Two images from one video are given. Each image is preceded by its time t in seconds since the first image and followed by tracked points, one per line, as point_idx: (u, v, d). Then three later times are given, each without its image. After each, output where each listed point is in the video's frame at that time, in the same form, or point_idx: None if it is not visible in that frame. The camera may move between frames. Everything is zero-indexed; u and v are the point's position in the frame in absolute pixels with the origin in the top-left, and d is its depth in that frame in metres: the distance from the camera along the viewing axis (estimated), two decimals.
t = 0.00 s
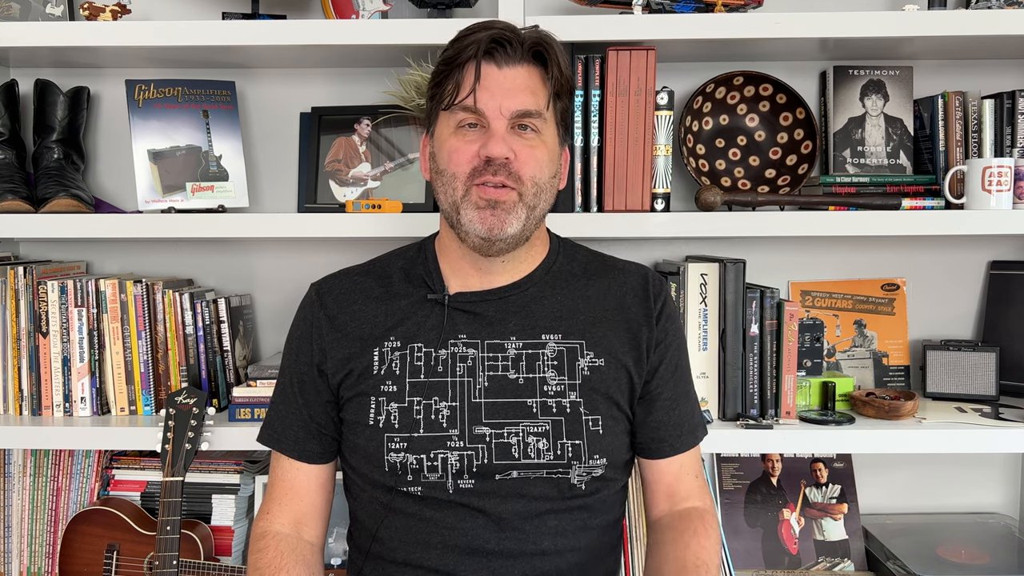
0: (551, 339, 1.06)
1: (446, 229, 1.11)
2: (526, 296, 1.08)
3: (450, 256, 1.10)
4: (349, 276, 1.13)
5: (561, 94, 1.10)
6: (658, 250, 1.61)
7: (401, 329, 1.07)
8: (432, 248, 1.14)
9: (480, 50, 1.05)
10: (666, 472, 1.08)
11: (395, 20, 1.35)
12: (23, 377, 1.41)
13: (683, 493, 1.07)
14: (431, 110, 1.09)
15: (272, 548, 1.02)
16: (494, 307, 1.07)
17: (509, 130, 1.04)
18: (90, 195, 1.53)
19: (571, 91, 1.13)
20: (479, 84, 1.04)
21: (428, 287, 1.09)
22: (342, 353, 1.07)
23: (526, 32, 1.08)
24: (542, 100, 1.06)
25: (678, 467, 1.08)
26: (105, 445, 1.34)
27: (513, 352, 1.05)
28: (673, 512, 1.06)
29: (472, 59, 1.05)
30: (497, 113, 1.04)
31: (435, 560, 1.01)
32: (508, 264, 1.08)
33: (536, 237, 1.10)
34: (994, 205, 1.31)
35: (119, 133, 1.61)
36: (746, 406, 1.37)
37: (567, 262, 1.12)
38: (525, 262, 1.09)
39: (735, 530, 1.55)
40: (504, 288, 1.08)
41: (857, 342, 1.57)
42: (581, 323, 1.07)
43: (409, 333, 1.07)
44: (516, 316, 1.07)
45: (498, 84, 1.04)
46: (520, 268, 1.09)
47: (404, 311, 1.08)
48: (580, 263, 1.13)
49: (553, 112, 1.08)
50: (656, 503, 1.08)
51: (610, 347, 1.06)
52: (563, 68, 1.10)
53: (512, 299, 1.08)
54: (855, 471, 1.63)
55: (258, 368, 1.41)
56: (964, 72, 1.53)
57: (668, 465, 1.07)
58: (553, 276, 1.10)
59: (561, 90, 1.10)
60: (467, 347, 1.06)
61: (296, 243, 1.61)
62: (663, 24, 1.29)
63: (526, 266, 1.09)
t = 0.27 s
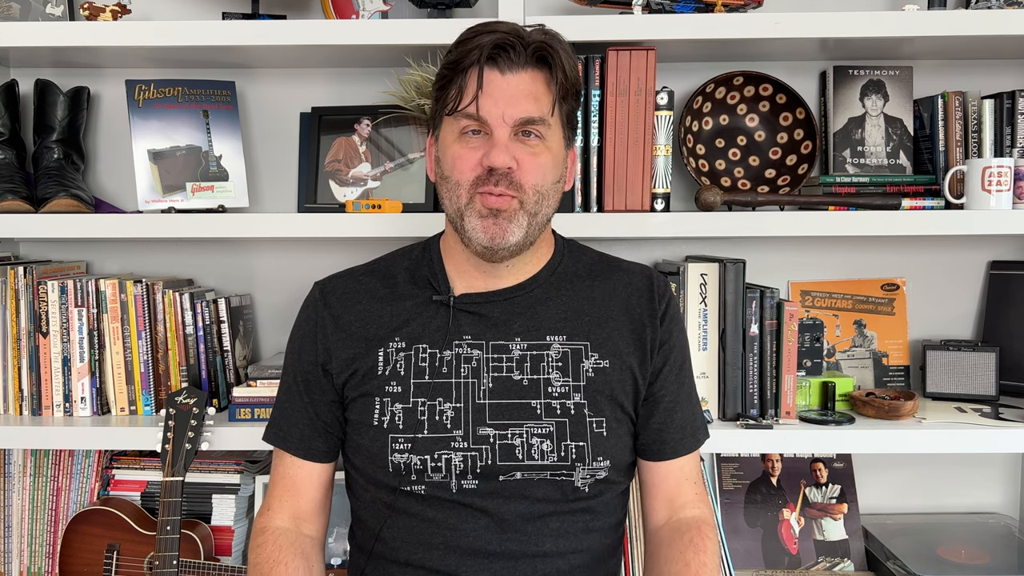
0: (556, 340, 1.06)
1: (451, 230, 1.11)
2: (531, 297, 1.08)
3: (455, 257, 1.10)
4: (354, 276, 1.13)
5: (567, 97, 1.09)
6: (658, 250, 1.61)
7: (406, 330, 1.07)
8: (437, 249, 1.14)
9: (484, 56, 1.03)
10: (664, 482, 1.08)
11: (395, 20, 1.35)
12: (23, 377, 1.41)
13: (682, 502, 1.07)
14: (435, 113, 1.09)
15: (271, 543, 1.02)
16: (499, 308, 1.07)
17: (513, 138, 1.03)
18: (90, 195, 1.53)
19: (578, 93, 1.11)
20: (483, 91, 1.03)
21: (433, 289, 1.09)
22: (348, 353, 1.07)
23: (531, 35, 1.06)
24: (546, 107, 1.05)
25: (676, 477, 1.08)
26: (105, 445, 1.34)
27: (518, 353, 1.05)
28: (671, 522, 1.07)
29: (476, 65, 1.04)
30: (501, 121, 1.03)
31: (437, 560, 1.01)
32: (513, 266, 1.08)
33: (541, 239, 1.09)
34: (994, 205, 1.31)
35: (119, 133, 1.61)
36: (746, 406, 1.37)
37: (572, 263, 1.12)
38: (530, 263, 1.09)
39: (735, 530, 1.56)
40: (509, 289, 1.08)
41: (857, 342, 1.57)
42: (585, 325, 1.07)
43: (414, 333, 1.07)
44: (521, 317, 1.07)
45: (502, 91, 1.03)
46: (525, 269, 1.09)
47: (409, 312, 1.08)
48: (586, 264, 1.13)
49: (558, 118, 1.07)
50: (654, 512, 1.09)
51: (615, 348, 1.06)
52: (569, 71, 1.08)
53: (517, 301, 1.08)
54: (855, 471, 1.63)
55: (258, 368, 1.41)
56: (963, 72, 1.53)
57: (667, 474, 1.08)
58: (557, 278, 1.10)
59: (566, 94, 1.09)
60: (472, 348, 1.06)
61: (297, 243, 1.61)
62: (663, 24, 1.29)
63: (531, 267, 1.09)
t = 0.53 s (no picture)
0: (558, 341, 1.06)
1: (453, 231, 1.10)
2: (534, 298, 1.08)
3: (458, 258, 1.10)
4: (357, 275, 1.12)
5: (561, 105, 1.06)
6: (658, 250, 1.61)
7: (408, 330, 1.07)
8: (441, 249, 1.13)
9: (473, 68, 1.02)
10: (665, 482, 1.08)
11: (395, 19, 1.35)
12: (23, 377, 1.41)
13: (682, 502, 1.07)
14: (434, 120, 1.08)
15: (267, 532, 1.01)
16: (501, 309, 1.07)
17: (501, 151, 1.01)
18: (90, 195, 1.53)
19: (574, 99, 1.08)
20: (472, 103, 1.01)
21: (435, 289, 1.09)
22: (350, 353, 1.06)
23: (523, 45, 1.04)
24: (536, 118, 1.02)
25: (677, 478, 1.08)
26: (105, 445, 1.34)
27: (520, 354, 1.05)
28: (671, 522, 1.06)
29: (466, 76, 1.02)
30: (487, 134, 1.01)
31: (438, 560, 1.01)
32: (515, 269, 1.08)
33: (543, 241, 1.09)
34: (994, 205, 1.31)
35: (119, 133, 1.61)
36: (746, 406, 1.37)
37: (576, 263, 1.12)
38: (532, 266, 1.09)
39: (735, 530, 1.56)
40: (511, 290, 1.08)
41: (857, 342, 1.57)
42: (588, 326, 1.07)
43: (417, 334, 1.07)
44: (523, 318, 1.07)
45: (490, 104, 1.01)
46: (527, 270, 1.09)
47: (412, 311, 1.08)
48: (588, 264, 1.13)
49: (550, 127, 1.05)
50: (655, 512, 1.09)
51: (617, 349, 1.06)
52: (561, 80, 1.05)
53: (519, 301, 1.08)
54: (855, 471, 1.63)
55: (258, 368, 1.41)
56: (963, 72, 1.53)
57: (668, 475, 1.08)
58: (560, 279, 1.10)
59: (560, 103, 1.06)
60: (474, 348, 1.06)
61: (297, 243, 1.61)
62: (663, 24, 1.29)
63: (534, 268, 1.09)
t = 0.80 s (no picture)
0: (559, 342, 1.06)
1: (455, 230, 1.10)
2: (535, 298, 1.08)
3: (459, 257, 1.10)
4: (360, 273, 1.13)
5: (557, 104, 1.06)
6: (658, 250, 1.61)
7: (409, 328, 1.07)
8: (443, 248, 1.14)
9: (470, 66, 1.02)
10: (665, 484, 1.08)
11: (395, 19, 1.35)
12: (23, 377, 1.41)
13: (682, 504, 1.07)
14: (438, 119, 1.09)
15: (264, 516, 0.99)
16: (502, 308, 1.07)
17: (495, 148, 1.01)
18: (90, 195, 1.53)
19: (571, 99, 1.08)
20: (468, 100, 1.02)
21: (437, 287, 1.09)
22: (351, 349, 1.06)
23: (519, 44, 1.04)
24: (530, 117, 1.02)
25: (678, 480, 1.08)
26: (105, 445, 1.34)
27: (521, 354, 1.05)
28: (670, 523, 1.07)
29: (464, 74, 1.03)
30: (482, 131, 1.01)
31: (438, 560, 1.00)
32: (516, 271, 1.08)
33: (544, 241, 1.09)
34: (994, 205, 1.31)
35: (119, 133, 1.61)
36: (746, 406, 1.37)
37: (577, 264, 1.12)
38: (533, 267, 1.09)
39: (735, 530, 1.56)
40: (512, 290, 1.08)
41: (857, 342, 1.57)
42: (589, 326, 1.07)
43: (418, 332, 1.07)
44: (524, 318, 1.07)
45: (486, 101, 1.01)
46: (528, 271, 1.09)
47: (413, 309, 1.08)
48: (590, 265, 1.13)
49: (546, 126, 1.04)
50: (655, 513, 1.09)
51: (618, 350, 1.06)
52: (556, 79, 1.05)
53: (520, 301, 1.08)
54: (855, 471, 1.63)
55: (258, 368, 1.41)
56: (963, 72, 1.53)
57: (669, 478, 1.08)
58: (561, 279, 1.10)
59: (556, 101, 1.06)
60: (475, 347, 1.06)
61: (297, 243, 1.61)
62: (663, 24, 1.28)
63: (535, 269, 1.09)
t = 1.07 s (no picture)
0: (561, 342, 1.06)
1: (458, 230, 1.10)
2: (537, 298, 1.08)
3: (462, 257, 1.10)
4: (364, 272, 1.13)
5: (563, 103, 1.06)
6: (658, 250, 1.61)
7: (412, 328, 1.07)
8: (445, 248, 1.13)
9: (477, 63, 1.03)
10: (665, 485, 1.08)
11: (395, 19, 1.35)
12: (23, 377, 1.41)
13: (682, 505, 1.07)
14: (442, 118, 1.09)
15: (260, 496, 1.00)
16: (505, 309, 1.07)
17: (501, 145, 1.01)
18: (90, 195, 1.53)
19: (576, 99, 1.09)
20: (474, 97, 1.02)
21: (439, 287, 1.09)
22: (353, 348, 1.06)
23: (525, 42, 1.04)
24: (537, 114, 1.02)
25: (678, 481, 1.08)
26: (105, 445, 1.34)
27: (523, 354, 1.05)
28: (670, 524, 1.07)
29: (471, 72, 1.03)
30: (488, 128, 1.01)
31: (438, 559, 1.00)
32: (518, 271, 1.08)
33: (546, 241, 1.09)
34: (994, 205, 1.31)
35: (119, 133, 1.61)
36: (746, 406, 1.37)
37: (580, 265, 1.12)
38: (535, 267, 1.09)
39: (735, 530, 1.56)
40: (515, 290, 1.08)
41: (857, 342, 1.57)
42: (590, 326, 1.07)
43: (420, 332, 1.07)
44: (526, 318, 1.07)
45: (493, 98, 1.01)
46: (531, 271, 1.09)
47: (415, 309, 1.08)
48: (592, 266, 1.13)
49: (552, 125, 1.05)
50: (654, 514, 1.09)
51: (620, 351, 1.06)
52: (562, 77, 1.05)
53: (523, 302, 1.08)
54: (855, 471, 1.63)
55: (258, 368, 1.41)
56: (963, 72, 1.53)
57: (669, 479, 1.08)
58: (564, 280, 1.10)
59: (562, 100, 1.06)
60: (477, 347, 1.06)
61: (297, 243, 1.61)
62: (663, 24, 1.28)
63: (537, 269, 1.09)
